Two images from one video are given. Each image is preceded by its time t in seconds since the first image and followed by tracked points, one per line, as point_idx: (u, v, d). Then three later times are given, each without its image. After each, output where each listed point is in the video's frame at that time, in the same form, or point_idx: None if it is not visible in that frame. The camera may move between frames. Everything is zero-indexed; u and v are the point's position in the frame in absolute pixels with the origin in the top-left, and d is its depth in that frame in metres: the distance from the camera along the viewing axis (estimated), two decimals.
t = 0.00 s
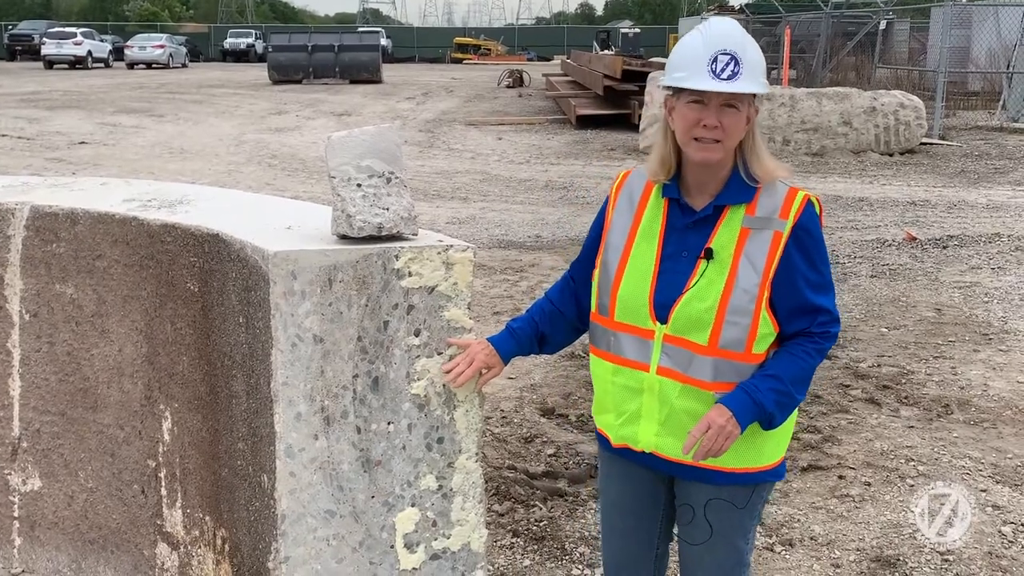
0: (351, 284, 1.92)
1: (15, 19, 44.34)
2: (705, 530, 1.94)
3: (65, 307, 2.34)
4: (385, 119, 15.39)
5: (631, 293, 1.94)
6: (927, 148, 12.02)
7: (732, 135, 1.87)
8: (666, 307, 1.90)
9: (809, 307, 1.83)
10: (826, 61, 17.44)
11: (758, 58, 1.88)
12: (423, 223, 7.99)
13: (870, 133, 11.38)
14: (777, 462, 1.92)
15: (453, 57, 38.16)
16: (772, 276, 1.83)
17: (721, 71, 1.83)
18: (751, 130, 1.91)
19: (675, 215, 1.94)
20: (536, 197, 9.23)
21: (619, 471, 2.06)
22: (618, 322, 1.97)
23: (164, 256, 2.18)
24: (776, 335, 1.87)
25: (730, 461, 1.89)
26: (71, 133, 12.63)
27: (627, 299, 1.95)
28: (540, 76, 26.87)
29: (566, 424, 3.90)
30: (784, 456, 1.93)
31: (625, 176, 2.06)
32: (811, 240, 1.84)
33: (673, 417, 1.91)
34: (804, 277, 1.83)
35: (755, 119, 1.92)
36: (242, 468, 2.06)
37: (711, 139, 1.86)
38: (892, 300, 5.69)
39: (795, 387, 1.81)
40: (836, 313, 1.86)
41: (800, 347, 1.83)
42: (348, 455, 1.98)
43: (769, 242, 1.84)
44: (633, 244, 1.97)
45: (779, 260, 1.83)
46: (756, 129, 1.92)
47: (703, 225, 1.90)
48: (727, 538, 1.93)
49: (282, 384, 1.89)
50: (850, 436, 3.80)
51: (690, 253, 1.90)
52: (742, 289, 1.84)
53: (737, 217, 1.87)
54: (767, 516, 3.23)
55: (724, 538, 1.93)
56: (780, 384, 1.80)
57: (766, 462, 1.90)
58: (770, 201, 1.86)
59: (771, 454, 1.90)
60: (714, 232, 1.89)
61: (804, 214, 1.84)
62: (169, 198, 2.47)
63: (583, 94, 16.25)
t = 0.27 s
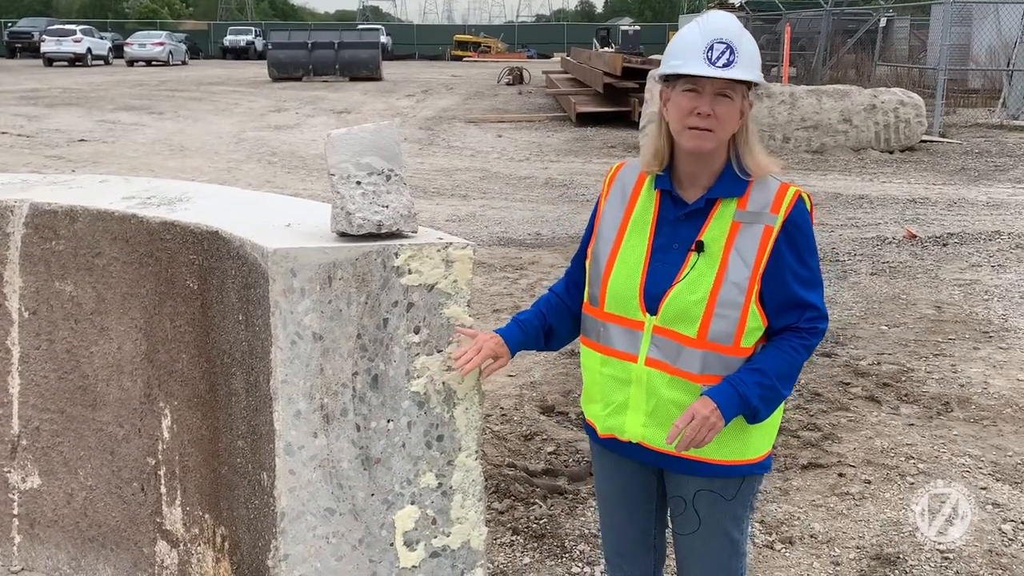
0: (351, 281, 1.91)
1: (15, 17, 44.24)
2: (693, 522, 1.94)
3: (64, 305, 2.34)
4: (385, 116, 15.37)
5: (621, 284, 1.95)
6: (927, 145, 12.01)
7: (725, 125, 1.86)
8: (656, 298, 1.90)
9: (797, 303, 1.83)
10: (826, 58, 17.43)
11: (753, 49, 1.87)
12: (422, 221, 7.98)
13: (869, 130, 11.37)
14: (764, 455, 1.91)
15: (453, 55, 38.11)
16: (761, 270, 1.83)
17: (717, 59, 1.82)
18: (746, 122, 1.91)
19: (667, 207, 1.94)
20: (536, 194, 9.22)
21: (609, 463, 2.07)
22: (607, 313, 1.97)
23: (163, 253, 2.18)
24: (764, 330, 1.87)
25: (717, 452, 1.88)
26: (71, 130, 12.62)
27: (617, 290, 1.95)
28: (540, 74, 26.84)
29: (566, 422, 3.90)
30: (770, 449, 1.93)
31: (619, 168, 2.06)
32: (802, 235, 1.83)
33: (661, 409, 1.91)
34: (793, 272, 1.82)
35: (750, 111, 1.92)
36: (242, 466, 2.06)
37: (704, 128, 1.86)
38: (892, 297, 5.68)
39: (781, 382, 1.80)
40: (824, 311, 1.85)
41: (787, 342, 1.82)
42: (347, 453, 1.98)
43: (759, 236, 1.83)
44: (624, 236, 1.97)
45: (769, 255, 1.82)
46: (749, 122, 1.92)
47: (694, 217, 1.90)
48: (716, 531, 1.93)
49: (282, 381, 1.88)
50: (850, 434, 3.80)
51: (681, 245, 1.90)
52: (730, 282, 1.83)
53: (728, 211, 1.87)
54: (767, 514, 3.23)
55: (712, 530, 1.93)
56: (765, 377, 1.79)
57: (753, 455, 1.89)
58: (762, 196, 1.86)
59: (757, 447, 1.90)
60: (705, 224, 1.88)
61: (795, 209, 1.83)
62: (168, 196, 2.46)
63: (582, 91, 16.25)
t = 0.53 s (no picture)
0: (349, 281, 1.91)
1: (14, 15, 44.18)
2: (683, 518, 1.95)
3: (63, 305, 2.34)
4: (384, 116, 15.36)
5: (609, 282, 1.95)
6: (926, 145, 12.01)
7: (714, 126, 1.87)
8: (644, 296, 1.90)
9: (783, 302, 1.83)
10: (826, 58, 17.43)
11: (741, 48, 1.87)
12: (422, 221, 7.98)
13: (869, 130, 11.37)
14: (752, 452, 1.91)
15: (453, 54, 38.08)
16: (747, 270, 1.83)
17: (705, 61, 1.83)
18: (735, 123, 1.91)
19: (655, 206, 1.94)
20: (536, 194, 9.22)
21: (600, 460, 2.08)
22: (596, 311, 1.98)
23: (161, 253, 2.18)
24: (750, 329, 1.87)
25: (704, 449, 1.88)
26: (70, 130, 12.61)
27: (605, 288, 1.96)
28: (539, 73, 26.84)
29: (565, 421, 3.90)
30: (758, 447, 1.93)
31: (608, 166, 2.07)
32: (788, 234, 1.83)
33: (648, 408, 1.91)
34: (779, 271, 1.83)
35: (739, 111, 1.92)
36: (240, 466, 2.06)
37: (693, 129, 1.86)
38: (891, 297, 5.68)
39: (766, 381, 1.81)
40: (810, 310, 1.85)
41: (773, 342, 1.83)
42: (345, 453, 1.98)
43: (746, 236, 1.83)
44: (613, 234, 1.98)
45: (756, 254, 1.82)
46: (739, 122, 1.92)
47: (681, 216, 1.90)
48: (705, 527, 1.93)
49: (280, 381, 1.88)
50: (849, 434, 3.80)
51: (668, 243, 1.90)
52: (717, 281, 1.84)
53: (716, 210, 1.87)
54: (766, 513, 3.23)
55: (702, 526, 1.93)
56: (751, 376, 1.80)
57: (742, 452, 1.89)
58: (749, 195, 1.86)
59: (745, 445, 1.90)
60: (693, 223, 1.89)
61: (782, 209, 1.83)
62: (167, 195, 2.46)
63: (582, 91, 16.25)
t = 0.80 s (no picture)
0: (347, 283, 1.91)
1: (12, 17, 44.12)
2: (669, 521, 1.95)
3: (61, 307, 2.34)
4: (383, 117, 15.36)
5: (596, 281, 1.96)
6: (925, 147, 12.02)
7: (697, 124, 1.88)
8: (629, 295, 1.91)
9: (768, 299, 1.83)
10: (825, 60, 17.44)
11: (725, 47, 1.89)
12: (421, 222, 7.98)
13: (867, 132, 11.38)
14: (738, 453, 1.92)
15: (452, 56, 38.05)
16: (731, 268, 1.83)
17: (688, 58, 1.84)
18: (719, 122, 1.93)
19: (641, 206, 1.95)
20: (534, 196, 9.22)
21: (590, 459, 2.09)
22: (583, 311, 1.98)
23: (159, 255, 2.18)
24: (735, 326, 1.87)
25: (689, 449, 1.89)
26: (69, 132, 12.61)
27: (592, 287, 1.96)
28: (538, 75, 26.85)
29: (563, 423, 3.89)
30: (745, 447, 1.93)
31: (597, 167, 2.08)
32: (771, 232, 1.84)
33: (634, 407, 1.92)
34: (763, 268, 1.83)
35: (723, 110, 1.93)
36: (238, 468, 2.06)
37: (677, 127, 1.87)
38: (889, 299, 5.69)
39: (751, 378, 1.82)
40: (795, 307, 1.85)
41: (758, 339, 1.83)
42: (343, 455, 1.98)
43: (729, 234, 1.84)
44: (600, 234, 1.98)
45: (739, 252, 1.83)
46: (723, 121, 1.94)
47: (667, 215, 1.91)
48: (691, 529, 1.93)
49: (278, 383, 1.89)
50: (847, 435, 3.80)
51: (653, 242, 1.90)
52: (700, 278, 1.84)
53: (699, 209, 1.87)
54: (764, 515, 3.23)
55: (687, 529, 1.93)
56: (735, 373, 1.80)
57: (727, 453, 1.90)
58: (733, 193, 1.86)
59: (730, 444, 1.90)
60: (678, 222, 1.89)
61: (765, 206, 1.84)
62: (165, 197, 2.46)
63: (581, 92, 16.26)
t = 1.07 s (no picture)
0: (346, 286, 1.91)
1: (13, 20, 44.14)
2: (660, 524, 1.95)
3: (60, 310, 2.34)
4: (383, 120, 15.36)
5: (589, 283, 1.96)
6: (924, 150, 12.03)
7: (689, 132, 1.88)
8: (620, 296, 1.91)
9: (756, 300, 1.82)
10: (824, 64, 17.47)
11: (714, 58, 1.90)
12: (421, 226, 7.99)
13: (867, 135, 11.39)
14: (729, 456, 1.91)
15: (453, 59, 38.07)
16: (720, 268, 1.83)
17: (679, 69, 1.85)
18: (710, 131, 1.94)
19: (634, 209, 1.95)
20: (534, 199, 9.22)
21: (584, 462, 2.09)
22: (577, 314, 1.99)
23: (158, 259, 2.18)
24: (726, 328, 1.86)
25: (679, 452, 1.89)
26: (69, 134, 12.62)
27: (585, 290, 1.97)
28: (538, 78, 26.89)
29: (562, 427, 3.89)
30: (737, 451, 1.92)
31: (593, 174, 2.09)
32: (760, 232, 1.83)
33: (625, 408, 1.92)
34: (752, 268, 1.82)
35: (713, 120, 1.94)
36: (236, 472, 2.05)
37: (670, 135, 1.87)
38: (889, 303, 5.69)
39: (740, 378, 1.80)
40: (786, 308, 1.84)
41: (748, 339, 1.82)
42: (342, 458, 1.98)
43: (717, 234, 1.83)
44: (593, 237, 1.99)
45: (728, 252, 1.82)
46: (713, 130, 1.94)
47: (658, 217, 1.91)
48: (682, 533, 1.93)
49: (276, 387, 1.89)
50: (847, 439, 3.80)
51: (644, 243, 1.90)
52: (689, 278, 1.84)
53: (689, 210, 1.87)
54: (763, 519, 3.22)
55: (678, 532, 1.93)
56: (723, 372, 1.79)
57: (718, 456, 1.89)
58: (722, 194, 1.86)
59: (721, 447, 1.89)
60: (668, 223, 1.89)
61: (753, 207, 1.83)
62: (164, 200, 2.46)
63: (580, 96, 16.28)
